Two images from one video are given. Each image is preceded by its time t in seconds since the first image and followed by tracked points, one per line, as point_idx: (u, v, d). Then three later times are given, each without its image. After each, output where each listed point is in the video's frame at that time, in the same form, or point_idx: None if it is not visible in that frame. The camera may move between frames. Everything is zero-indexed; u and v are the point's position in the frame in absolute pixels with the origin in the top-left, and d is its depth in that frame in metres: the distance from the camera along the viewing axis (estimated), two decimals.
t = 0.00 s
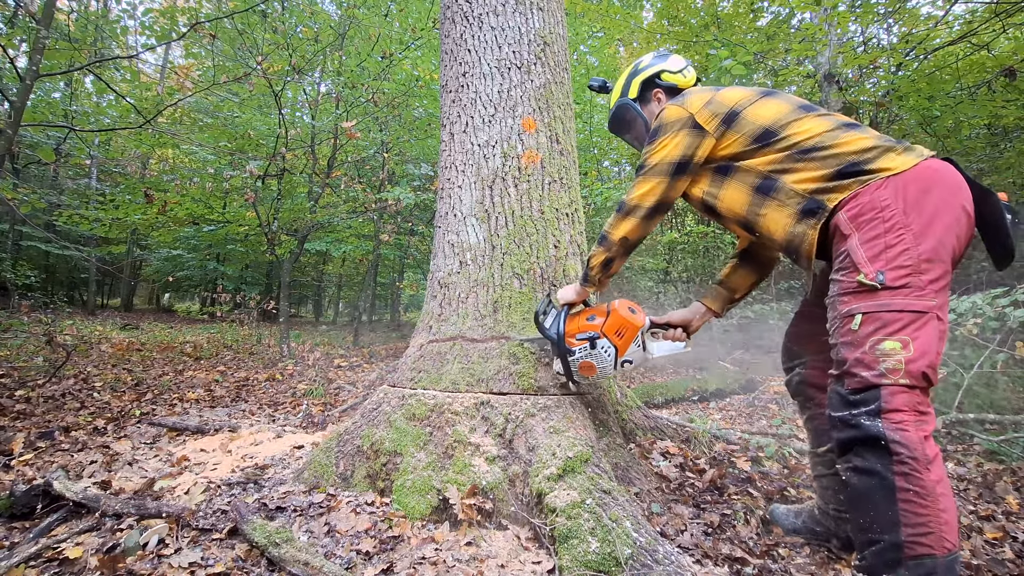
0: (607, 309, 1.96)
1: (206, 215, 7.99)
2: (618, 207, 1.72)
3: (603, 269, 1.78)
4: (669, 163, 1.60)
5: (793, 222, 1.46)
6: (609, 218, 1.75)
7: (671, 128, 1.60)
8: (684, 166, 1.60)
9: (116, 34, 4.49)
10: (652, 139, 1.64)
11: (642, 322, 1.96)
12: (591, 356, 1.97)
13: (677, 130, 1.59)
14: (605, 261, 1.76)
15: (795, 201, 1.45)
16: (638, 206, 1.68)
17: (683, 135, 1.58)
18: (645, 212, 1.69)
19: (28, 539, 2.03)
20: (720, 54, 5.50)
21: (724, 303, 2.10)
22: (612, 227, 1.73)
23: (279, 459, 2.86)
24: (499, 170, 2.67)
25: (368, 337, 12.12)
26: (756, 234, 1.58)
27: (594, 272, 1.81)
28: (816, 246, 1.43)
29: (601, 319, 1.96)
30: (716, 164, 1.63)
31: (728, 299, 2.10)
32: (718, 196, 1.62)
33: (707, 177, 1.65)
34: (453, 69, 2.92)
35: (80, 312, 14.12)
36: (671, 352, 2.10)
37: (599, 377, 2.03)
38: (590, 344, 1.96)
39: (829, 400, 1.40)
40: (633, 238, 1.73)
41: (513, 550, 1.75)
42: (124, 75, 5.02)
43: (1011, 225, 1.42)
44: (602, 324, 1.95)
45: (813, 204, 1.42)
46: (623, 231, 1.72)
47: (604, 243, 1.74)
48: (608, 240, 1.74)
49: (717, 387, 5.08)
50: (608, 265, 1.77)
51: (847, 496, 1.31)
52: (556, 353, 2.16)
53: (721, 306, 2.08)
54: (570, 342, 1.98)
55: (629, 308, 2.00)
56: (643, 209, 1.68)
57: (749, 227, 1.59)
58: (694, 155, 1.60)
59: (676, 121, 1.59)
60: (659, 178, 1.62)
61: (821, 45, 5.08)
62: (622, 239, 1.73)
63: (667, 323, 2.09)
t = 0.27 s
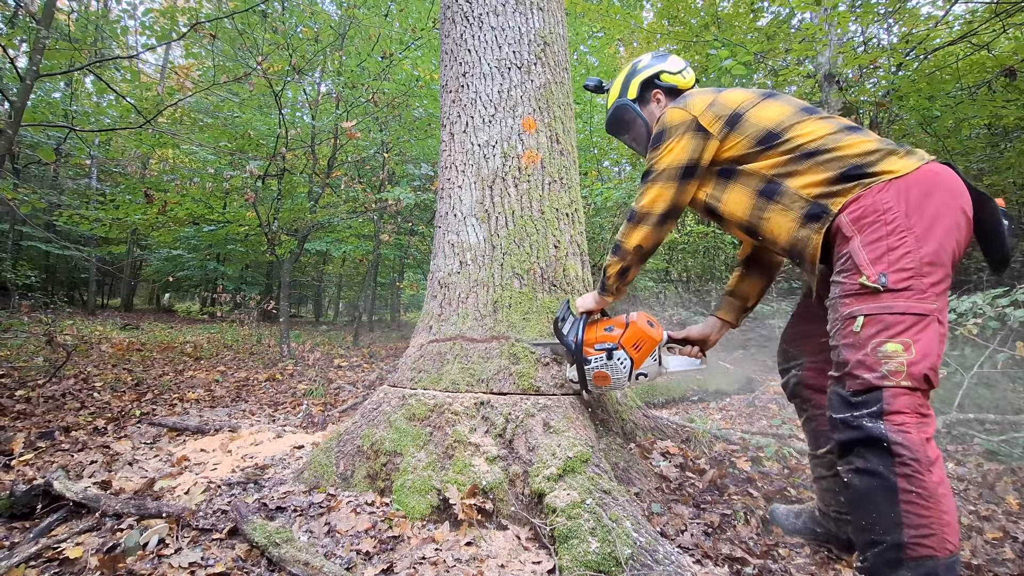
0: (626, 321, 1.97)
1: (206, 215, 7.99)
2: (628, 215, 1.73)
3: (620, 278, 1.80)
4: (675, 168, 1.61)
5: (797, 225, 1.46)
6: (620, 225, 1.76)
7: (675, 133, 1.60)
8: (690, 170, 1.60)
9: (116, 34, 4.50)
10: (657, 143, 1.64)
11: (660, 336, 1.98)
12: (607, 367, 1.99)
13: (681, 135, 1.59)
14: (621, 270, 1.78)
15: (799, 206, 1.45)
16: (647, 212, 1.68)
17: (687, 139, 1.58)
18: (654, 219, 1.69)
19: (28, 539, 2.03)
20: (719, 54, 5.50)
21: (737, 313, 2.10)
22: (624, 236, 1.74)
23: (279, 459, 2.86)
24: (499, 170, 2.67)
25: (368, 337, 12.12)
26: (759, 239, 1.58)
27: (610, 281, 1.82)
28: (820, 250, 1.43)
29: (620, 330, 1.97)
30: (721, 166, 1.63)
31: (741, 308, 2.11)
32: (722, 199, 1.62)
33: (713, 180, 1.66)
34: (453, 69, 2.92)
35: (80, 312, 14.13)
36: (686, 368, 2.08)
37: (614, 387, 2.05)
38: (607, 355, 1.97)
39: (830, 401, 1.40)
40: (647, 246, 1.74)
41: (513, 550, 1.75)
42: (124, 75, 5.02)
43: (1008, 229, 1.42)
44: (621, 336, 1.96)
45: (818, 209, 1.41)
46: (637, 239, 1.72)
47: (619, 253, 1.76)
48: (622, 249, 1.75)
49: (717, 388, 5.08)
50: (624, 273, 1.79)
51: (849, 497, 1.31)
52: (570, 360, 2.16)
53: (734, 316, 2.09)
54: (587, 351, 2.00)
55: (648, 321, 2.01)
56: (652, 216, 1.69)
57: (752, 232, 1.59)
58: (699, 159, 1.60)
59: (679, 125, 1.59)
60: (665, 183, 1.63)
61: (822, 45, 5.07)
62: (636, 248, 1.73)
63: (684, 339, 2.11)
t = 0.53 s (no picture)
0: (632, 329, 1.99)
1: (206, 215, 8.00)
2: (628, 226, 1.73)
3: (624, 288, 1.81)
4: (672, 177, 1.61)
5: (797, 230, 1.47)
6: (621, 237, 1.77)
7: (670, 142, 1.59)
8: (687, 178, 1.60)
9: (116, 35, 4.51)
10: (651, 153, 1.63)
11: (665, 343, 2.00)
12: (612, 373, 2.01)
13: (676, 143, 1.59)
14: (626, 279, 1.79)
15: (798, 211, 1.46)
16: (647, 222, 1.69)
17: (682, 147, 1.58)
18: (655, 228, 1.70)
19: (28, 539, 2.03)
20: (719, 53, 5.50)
21: (740, 317, 2.11)
22: (627, 247, 1.75)
23: (279, 459, 2.86)
24: (499, 170, 2.67)
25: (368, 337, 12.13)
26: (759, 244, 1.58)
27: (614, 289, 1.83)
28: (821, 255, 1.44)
29: (626, 337, 1.98)
30: (717, 172, 1.63)
31: (743, 312, 2.12)
32: (720, 206, 1.63)
33: (710, 186, 1.66)
34: (453, 69, 2.92)
35: (80, 312, 14.13)
36: (690, 376, 2.07)
37: (618, 394, 2.06)
38: (612, 361, 1.99)
39: (830, 403, 1.40)
40: (649, 256, 1.74)
41: (513, 550, 1.75)
42: (124, 75, 5.01)
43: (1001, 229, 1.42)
44: (626, 343, 1.97)
45: (817, 214, 1.42)
46: (638, 249, 1.73)
47: (622, 263, 1.77)
48: (624, 259, 1.76)
49: (717, 388, 5.08)
50: (629, 282, 1.80)
51: (850, 500, 1.30)
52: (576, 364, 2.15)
53: (737, 321, 2.09)
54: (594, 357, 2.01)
55: (653, 329, 2.03)
56: (653, 225, 1.69)
57: (751, 237, 1.59)
58: (695, 166, 1.60)
59: (673, 134, 1.59)
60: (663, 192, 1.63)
61: (822, 45, 5.06)
62: (638, 257, 1.74)
63: (689, 347, 2.10)
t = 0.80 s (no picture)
0: (620, 324, 2.01)
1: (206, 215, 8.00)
2: (632, 237, 1.69)
3: (627, 296, 1.81)
4: (676, 185, 1.56)
5: (805, 237, 1.45)
6: (625, 248, 1.73)
7: (671, 148, 1.54)
8: (691, 184, 1.56)
9: (117, 35, 4.51)
10: (652, 159, 1.57)
11: (655, 335, 2.03)
12: (605, 370, 2.03)
13: (679, 150, 1.54)
14: (630, 290, 1.78)
15: (805, 216, 1.43)
16: (651, 232, 1.65)
17: (685, 153, 1.53)
18: (660, 238, 1.66)
19: (28, 539, 2.03)
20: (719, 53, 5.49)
21: (732, 311, 2.12)
22: (633, 259, 1.72)
23: (279, 459, 2.86)
24: (499, 170, 2.67)
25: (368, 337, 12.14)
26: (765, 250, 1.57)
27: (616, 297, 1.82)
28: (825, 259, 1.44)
29: (616, 333, 2.01)
30: (718, 176, 1.59)
31: (735, 306, 2.11)
32: (723, 211, 1.59)
33: (712, 191, 1.62)
34: (453, 69, 2.92)
35: (80, 312, 14.14)
36: (683, 365, 2.15)
37: (613, 390, 2.08)
38: (604, 358, 2.01)
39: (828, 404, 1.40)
40: (654, 266, 1.72)
41: (513, 549, 1.75)
42: (124, 75, 5.01)
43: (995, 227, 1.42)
44: (616, 338, 2.00)
45: (822, 218, 1.41)
46: (644, 260, 1.70)
47: (626, 274, 1.75)
48: (629, 270, 1.74)
49: (717, 388, 5.08)
50: (633, 292, 1.79)
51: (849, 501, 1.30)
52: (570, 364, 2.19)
53: (729, 315, 2.11)
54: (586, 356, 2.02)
55: (641, 321, 2.06)
56: (657, 235, 1.65)
57: (756, 243, 1.57)
58: (699, 172, 1.56)
59: (675, 139, 1.53)
60: (667, 201, 1.58)
61: (822, 45, 5.06)
62: (644, 269, 1.72)
63: (680, 338, 2.12)
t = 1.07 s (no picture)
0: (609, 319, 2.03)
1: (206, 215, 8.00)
2: (635, 242, 1.69)
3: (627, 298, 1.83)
4: (681, 190, 1.54)
5: (811, 240, 1.45)
6: (628, 254, 1.72)
7: (675, 152, 1.52)
8: (695, 189, 1.55)
9: (116, 35, 4.51)
10: (655, 164, 1.54)
11: (644, 329, 2.03)
12: (598, 366, 2.07)
13: (682, 154, 1.51)
14: (630, 293, 1.81)
15: (810, 219, 1.43)
16: (654, 238, 1.65)
17: (689, 157, 1.51)
18: (663, 242, 1.66)
19: (28, 539, 2.03)
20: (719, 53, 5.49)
21: (723, 301, 2.10)
22: (637, 265, 1.73)
23: (279, 459, 2.86)
24: (499, 170, 2.67)
25: (368, 337, 12.14)
26: (769, 252, 1.57)
27: (615, 299, 1.85)
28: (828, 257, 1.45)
29: (604, 330, 2.02)
30: (720, 177, 1.58)
31: (728, 296, 2.10)
32: (725, 214, 1.59)
33: (714, 193, 1.61)
34: (453, 69, 2.92)
35: (80, 312, 14.15)
36: (675, 354, 2.16)
37: (609, 384, 2.12)
38: (595, 355, 2.04)
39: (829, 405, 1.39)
40: (655, 270, 1.75)
41: (513, 549, 1.75)
42: (124, 75, 5.01)
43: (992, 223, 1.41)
44: (605, 334, 2.02)
45: (828, 220, 1.40)
46: (646, 266, 1.72)
47: (626, 279, 1.77)
48: (631, 276, 1.75)
49: (717, 388, 5.08)
50: (633, 294, 1.82)
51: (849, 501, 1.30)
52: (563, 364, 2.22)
53: (721, 304, 2.10)
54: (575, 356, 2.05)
55: (630, 315, 2.07)
56: (661, 240, 1.65)
57: (760, 244, 1.57)
58: (702, 175, 1.54)
59: (678, 143, 1.51)
60: (671, 206, 1.58)
61: (822, 45, 5.06)
62: (646, 273, 1.75)
63: (669, 326, 2.15)
